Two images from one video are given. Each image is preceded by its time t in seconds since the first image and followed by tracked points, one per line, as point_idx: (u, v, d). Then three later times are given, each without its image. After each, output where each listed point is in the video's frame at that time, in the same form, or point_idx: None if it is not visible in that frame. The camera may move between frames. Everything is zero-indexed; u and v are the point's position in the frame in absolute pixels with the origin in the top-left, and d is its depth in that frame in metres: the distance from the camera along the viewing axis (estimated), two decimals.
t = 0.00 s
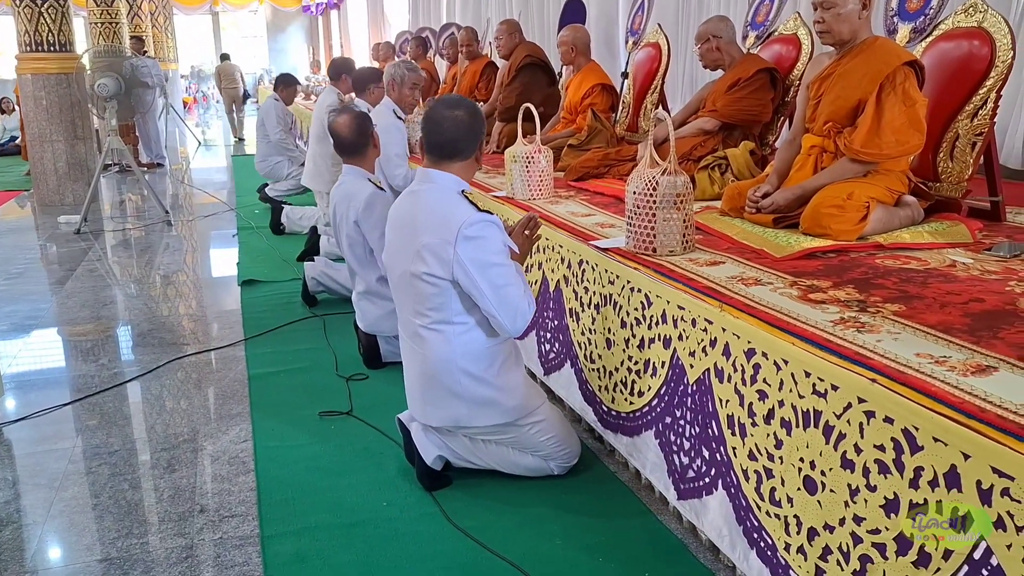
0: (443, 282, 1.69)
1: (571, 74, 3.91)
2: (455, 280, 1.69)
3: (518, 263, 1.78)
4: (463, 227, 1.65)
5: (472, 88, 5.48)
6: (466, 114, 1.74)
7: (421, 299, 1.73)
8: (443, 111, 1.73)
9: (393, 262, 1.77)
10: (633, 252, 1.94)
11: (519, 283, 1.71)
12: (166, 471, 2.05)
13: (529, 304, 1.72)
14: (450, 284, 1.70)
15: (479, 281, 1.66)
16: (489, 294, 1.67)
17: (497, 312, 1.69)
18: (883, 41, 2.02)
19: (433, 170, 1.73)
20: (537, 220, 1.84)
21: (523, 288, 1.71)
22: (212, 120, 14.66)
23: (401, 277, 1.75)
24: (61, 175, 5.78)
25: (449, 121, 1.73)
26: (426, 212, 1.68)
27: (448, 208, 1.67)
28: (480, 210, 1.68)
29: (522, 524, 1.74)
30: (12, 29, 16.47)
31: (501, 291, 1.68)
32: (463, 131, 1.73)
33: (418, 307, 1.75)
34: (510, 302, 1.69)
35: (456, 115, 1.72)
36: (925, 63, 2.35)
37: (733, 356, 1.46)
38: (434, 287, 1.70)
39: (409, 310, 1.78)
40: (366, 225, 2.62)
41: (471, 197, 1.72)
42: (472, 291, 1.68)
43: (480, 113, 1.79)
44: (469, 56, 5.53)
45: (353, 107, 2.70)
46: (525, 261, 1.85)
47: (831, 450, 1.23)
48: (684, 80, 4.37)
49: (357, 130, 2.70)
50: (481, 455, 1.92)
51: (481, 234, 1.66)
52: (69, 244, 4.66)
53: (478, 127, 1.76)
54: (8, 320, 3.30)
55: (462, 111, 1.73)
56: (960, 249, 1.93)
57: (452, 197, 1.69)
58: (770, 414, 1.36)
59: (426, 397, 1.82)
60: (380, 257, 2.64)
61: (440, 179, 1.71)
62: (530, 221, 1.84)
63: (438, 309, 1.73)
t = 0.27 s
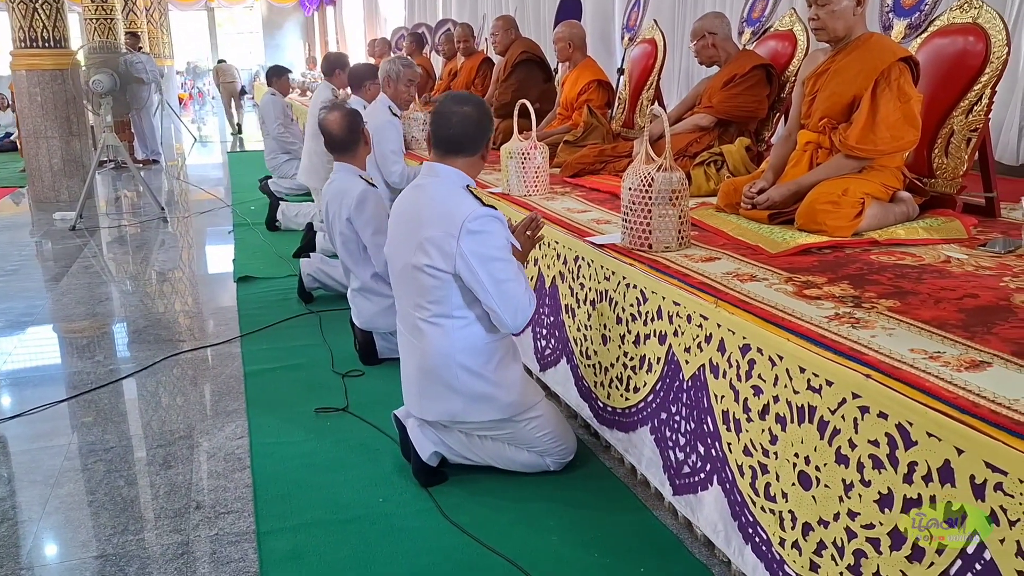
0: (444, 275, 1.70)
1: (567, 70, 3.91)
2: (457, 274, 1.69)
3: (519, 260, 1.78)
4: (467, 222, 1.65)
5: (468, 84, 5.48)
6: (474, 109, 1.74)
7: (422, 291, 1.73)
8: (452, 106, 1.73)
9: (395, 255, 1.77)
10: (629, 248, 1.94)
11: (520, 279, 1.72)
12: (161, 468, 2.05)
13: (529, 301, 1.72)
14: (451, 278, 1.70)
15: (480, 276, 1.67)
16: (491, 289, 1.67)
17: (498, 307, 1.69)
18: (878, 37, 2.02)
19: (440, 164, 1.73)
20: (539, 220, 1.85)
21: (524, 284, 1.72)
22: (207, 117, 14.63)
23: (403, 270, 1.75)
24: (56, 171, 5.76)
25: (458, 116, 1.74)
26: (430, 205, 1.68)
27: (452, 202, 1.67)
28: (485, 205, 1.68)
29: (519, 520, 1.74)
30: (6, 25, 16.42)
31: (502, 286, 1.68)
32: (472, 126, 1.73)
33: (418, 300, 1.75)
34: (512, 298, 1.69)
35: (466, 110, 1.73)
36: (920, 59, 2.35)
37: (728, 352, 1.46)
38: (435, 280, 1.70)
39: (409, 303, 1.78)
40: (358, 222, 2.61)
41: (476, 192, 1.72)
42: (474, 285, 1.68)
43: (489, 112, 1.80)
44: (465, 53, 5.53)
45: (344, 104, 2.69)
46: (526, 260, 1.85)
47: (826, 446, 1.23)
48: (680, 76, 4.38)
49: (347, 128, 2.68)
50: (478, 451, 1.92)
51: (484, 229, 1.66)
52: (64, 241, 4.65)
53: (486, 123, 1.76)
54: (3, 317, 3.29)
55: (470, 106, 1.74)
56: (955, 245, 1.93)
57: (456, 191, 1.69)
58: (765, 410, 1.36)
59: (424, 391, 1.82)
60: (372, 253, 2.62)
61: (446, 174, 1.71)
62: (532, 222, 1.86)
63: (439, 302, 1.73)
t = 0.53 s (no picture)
0: (443, 272, 1.70)
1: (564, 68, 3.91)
2: (455, 271, 1.69)
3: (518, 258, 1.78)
4: (465, 219, 1.65)
5: (465, 82, 5.48)
6: (476, 107, 1.74)
7: (420, 288, 1.73)
8: (454, 104, 1.73)
9: (394, 251, 1.77)
10: (625, 246, 1.95)
11: (518, 277, 1.72)
12: (158, 466, 2.04)
13: (527, 299, 1.73)
14: (449, 275, 1.70)
15: (478, 273, 1.67)
16: (488, 286, 1.68)
17: (495, 305, 1.69)
18: (875, 35, 2.03)
19: (440, 161, 1.73)
20: (538, 220, 1.85)
21: (521, 282, 1.72)
22: (203, 115, 14.60)
23: (401, 266, 1.75)
24: (52, 169, 5.75)
25: (460, 113, 1.73)
26: (429, 202, 1.68)
27: (452, 199, 1.67)
28: (484, 202, 1.68)
29: (517, 517, 1.74)
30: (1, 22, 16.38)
31: (499, 283, 1.68)
32: (473, 123, 1.73)
33: (416, 296, 1.75)
34: (509, 296, 1.69)
35: (468, 108, 1.73)
36: (916, 57, 2.36)
37: (724, 350, 1.46)
38: (433, 276, 1.70)
39: (407, 300, 1.78)
40: (355, 219, 2.61)
41: (475, 190, 1.72)
42: (471, 282, 1.68)
43: (490, 109, 1.80)
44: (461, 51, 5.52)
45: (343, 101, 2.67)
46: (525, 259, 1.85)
47: (821, 443, 1.24)
48: (677, 74, 4.38)
49: (345, 125, 2.67)
50: (474, 449, 1.92)
51: (483, 226, 1.66)
52: (60, 239, 4.64)
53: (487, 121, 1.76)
54: None
55: (472, 104, 1.74)
56: (950, 242, 1.94)
57: (456, 188, 1.69)
58: (761, 407, 1.37)
59: (421, 388, 1.82)
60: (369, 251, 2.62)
61: (446, 171, 1.71)
62: (532, 221, 1.86)
63: (436, 299, 1.73)
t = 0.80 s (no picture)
0: (437, 270, 1.70)
1: (560, 66, 3.91)
2: (450, 270, 1.69)
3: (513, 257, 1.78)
4: (460, 217, 1.65)
5: (461, 80, 5.47)
6: (472, 105, 1.74)
7: (415, 286, 1.73)
8: (450, 102, 1.73)
9: (389, 249, 1.77)
10: (622, 244, 1.95)
11: (512, 275, 1.72)
12: (154, 464, 2.04)
13: (521, 297, 1.73)
14: (444, 274, 1.70)
15: (473, 272, 1.67)
16: (483, 285, 1.68)
17: (489, 304, 1.69)
18: (870, 33, 2.03)
19: (435, 159, 1.73)
20: (535, 217, 1.85)
21: (516, 281, 1.72)
22: (200, 113, 14.57)
23: (396, 265, 1.75)
24: (48, 168, 5.73)
25: (456, 111, 1.74)
26: (424, 200, 1.69)
27: (446, 197, 1.67)
28: (478, 201, 1.68)
29: (513, 515, 1.75)
30: None
31: (494, 282, 1.68)
32: (471, 121, 1.73)
33: (411, 294, 1.75)
34: (503, 294, 1.69)
35: (463, 106, 1.73)
36: (912, 55, 2.36)
37: (720, 347, 1.47)
38: (428, 275, 1.70)
39: (402, 299, 1.78)
40: (356, 216, 2.61)
41: (470, 188, 1.72)
42: (466, 281, 1.68)
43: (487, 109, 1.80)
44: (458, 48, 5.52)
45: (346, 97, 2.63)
46: (521, 257, 1.85)
47: (817, 440, 1.24)
48: (673, 73, 4.39)
49: (350, 122, 2.63)
50: (471, 447, 1.93)
51: (477, 225, 1.66)
52: (56, 237, 4.63)
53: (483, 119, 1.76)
54: None
55: (468, 102, 1.74)
56: (945, 240, 1.94)
57: (450, 187, 1.69)
58: (757, 404, 1.37)
59: (417, 386, 1.82)
60: (368, 249, 2.63)
61: (441, 170, 1.71)
62: (528, 218, 1.86)
63: (431, 298, 1.73)
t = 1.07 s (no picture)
0: (432, 270, 1.70)
1: (557, 66, 3.91)
2: (444, 269, 1.69)
3: (508, 256, 1.78)
4: (454, 217, 1.65)
5: (458, 79, 5.47)
6: (465, 104, 1.75)
7: (410, 285, 1.73)
8: (443, 101, 1.74)
9: (384, 249, 1.77)
10: (618, 242, 1.95)
11: (508, 274, 1.72)
12: (151, 464, 2.04)
13: (517, 295, 1.73)
14: (439, 273, 1.70)
15: (468, 271, 1.67)
16: (477, 283, 1.68)
17: (484, 302, 1.69)
18: (865, 33, 2.03)
19: (429, 159, 1.73)
20: (531, 214, 1.86)
21: (511, 279, 1.72)
22: (196, 112, 14.55)
23: (392, 264, 1.75)
24: (44, 167, 5.72)
25: (448, 110, 1.74)
26: (419, 199, 1.68)
27: (441, 196, 1.67)
28: (473, 200, 1.68)
29: (509, 514, 1.75)
30: None
31: (489, 281, 1.68)
32: (463, 118, 1.74)
33: (407, 294, 1.75)
34: (499, 292, 1.69)
35: (454, 105, 1.73)
36: (907, 54, 2.37)
37: (716, 346, 1.47)
38: (423, 274, 1.70)
39: (398, 298, 1.79)
40: (357, 215, 2.60)
41: (464, 187, 1.72)
42: (461, 280, 1.68)
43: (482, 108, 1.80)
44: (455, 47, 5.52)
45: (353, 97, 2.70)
46: (517, 256, 1.86)
47: (813, 438, 1.24)
48: (670, 72, 4.41)
49: (354, 120, 2.69)
50: (467, 446, 1.93)
51: (471, 224, 1.67)
52: (52, 237, 4.63)
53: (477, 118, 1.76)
54: None
55: (460, 102, 1.74)
56: (941, 239, 1.95)
57: (444, 186, 1.69)
58: (753, 403, 1.37)
59: (413, 386, 1.82)
60: (367, 247, 2.61)
61: (434, 169, 1.71)
62: (523, 216, 1.86)
63: (426, 297, 1.73)
